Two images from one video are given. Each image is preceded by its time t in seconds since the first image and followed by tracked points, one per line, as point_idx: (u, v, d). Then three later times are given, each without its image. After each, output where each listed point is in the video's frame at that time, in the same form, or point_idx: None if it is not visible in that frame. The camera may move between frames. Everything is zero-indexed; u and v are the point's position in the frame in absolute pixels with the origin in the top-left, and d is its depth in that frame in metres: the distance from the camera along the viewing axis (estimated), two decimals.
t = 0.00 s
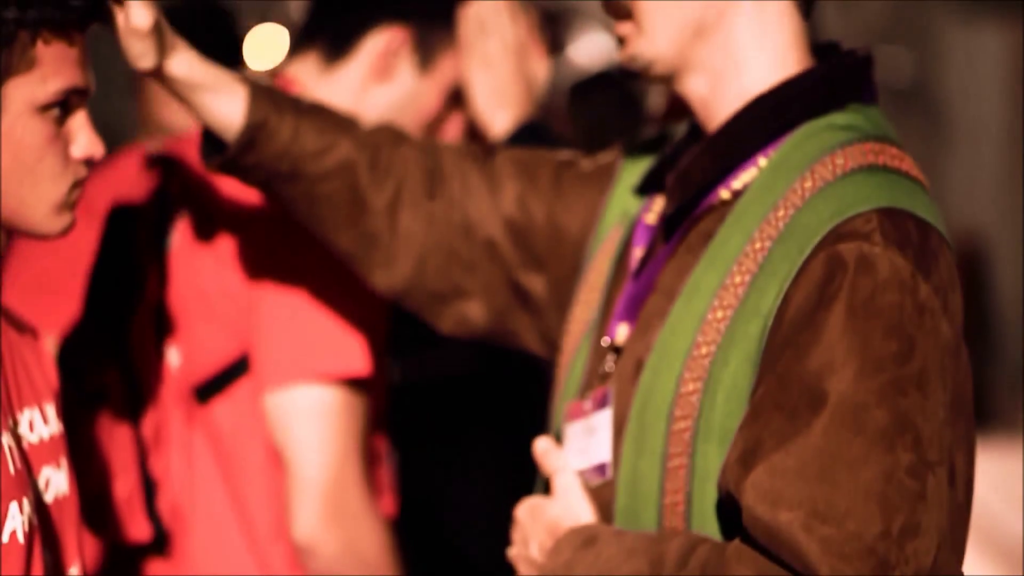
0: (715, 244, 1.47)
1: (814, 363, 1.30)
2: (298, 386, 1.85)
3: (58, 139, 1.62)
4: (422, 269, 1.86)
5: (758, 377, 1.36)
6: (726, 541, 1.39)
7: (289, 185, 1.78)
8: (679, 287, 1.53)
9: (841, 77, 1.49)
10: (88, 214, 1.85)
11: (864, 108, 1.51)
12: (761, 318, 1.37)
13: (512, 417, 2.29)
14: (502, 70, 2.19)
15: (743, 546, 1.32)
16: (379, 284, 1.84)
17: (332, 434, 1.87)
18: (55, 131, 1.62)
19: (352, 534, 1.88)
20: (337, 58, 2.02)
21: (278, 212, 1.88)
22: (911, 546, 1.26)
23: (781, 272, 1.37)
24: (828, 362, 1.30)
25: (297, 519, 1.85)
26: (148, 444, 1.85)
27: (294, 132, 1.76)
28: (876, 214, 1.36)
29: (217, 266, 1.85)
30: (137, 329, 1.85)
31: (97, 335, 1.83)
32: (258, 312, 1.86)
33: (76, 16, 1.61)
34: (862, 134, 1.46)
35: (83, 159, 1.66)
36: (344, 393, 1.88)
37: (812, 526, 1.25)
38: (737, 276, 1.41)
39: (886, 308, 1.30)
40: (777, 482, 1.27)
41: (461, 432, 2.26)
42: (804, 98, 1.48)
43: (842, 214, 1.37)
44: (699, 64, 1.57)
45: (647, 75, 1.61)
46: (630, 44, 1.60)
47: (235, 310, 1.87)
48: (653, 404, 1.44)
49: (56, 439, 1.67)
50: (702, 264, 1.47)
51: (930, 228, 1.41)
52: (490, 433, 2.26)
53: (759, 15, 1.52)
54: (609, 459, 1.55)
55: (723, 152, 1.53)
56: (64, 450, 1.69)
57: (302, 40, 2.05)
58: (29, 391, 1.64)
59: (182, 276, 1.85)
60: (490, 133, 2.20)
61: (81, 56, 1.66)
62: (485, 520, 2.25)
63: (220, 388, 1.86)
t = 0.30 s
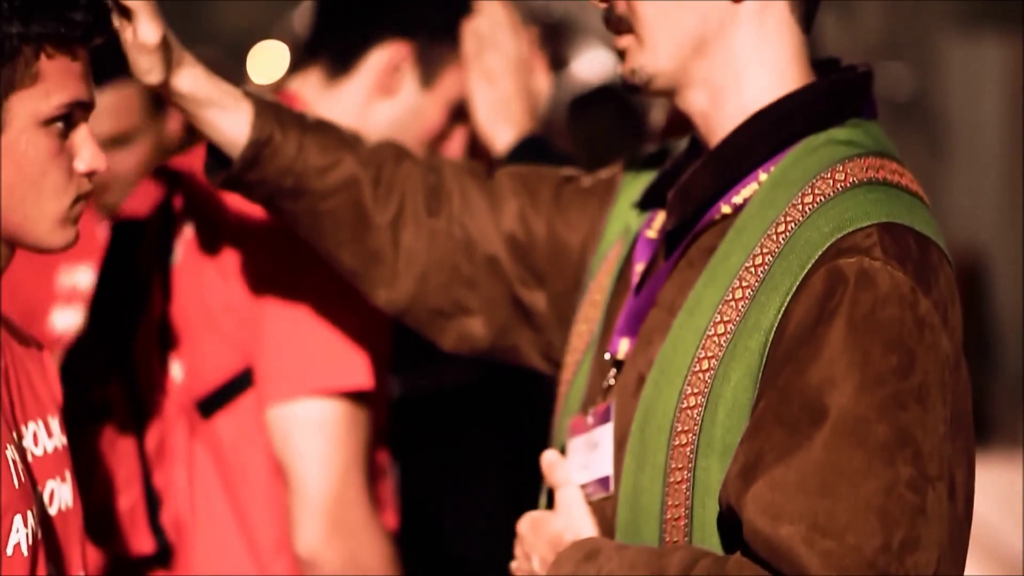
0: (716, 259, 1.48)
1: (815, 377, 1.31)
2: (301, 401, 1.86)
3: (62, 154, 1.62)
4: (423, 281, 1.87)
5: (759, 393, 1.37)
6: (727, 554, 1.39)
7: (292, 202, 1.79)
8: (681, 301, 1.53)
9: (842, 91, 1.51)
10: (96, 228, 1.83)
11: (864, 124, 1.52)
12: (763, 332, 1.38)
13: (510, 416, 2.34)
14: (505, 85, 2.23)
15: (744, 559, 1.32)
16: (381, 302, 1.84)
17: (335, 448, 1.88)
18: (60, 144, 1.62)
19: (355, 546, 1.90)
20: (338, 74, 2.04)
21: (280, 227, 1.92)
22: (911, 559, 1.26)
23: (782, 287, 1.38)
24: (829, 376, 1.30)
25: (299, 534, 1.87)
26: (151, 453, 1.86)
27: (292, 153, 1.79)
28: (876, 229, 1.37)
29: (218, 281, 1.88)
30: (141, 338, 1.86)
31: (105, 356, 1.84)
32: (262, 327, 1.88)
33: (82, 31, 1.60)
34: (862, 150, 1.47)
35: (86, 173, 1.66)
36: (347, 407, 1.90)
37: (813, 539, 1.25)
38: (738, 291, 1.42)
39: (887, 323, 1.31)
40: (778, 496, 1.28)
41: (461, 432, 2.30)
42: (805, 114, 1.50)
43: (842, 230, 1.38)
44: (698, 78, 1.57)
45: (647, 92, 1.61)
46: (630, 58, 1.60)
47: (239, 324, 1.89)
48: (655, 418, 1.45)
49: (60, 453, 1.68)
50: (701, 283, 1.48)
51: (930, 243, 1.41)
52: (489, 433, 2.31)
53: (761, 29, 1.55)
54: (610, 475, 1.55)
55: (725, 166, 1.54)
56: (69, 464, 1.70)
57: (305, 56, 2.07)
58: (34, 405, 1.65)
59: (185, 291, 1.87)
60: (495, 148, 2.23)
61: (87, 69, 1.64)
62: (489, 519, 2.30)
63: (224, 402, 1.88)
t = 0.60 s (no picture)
0: (714, 274, 1.48)
1: (814, 392, 1.31)
2: (303, 414, 1.88)
3: (65, 165, 1.63)
4: (427, 308, 1.87)
5: (758, 406, 1.37)
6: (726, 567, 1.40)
7: (307, 225, 1.77)
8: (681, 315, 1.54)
9: (841, 106, 1.53)
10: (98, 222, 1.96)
11: (862, 138, 1.53)
12: (763, 345, 1.38)
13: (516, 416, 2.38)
14: (506, 100, 2.25)
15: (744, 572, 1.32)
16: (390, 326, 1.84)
17: (339, 461, 1.89)
18: (61, 157, 1.63)
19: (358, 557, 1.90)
20: (340, 88, 2.05)
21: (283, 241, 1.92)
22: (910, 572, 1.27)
23: (780, 302, 1.39)
24: (828, 389, 1.31)
25: (302, 546, 1.88)
26: (153, 466, 1.94)
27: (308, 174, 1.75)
28: (874, 243, 1.38)
29: (222, 293, 1.89)
30: (144, 349, 1.93)
31: (107, 362, 1.93)
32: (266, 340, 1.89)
33: (79, 46, 1.65)
34: (862, 163, 1.48)
35: (89, 186, 1.67)
36: (350, 419, 1.91)
37: (811, 552, 1.26)
38: (737, 304, 1.43)
39: (885, 336, 1.32)
40: (777, 509, 1.28)
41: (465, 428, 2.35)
42: (805, 129, 1.51)
43: (840, 245, 1.39)
44: (698, 93, 1.59)
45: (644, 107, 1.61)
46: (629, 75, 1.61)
47: (243, 337, 1.90)
48: (655, 431, 1.46)
49: (62, 466, 1.70)
50: (697, 302, 1.48)
51: (928, 255, 1.42)
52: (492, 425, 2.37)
53: (761, 41, 1.57)
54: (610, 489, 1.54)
55: (724, 181, 1.54)
56: (71, 475, 1.72)
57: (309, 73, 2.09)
58: (36, 417, 1.66)
59: (189, 303, 1.89)
60: (495, 162, 2.26)
61: (86, 83, 1.68)
62: (494, 518, 2.33)
63: (227, 413, 1.91)
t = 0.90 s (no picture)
0: (712, 290, 1.48)
1: (812, 411, 1.33)
2: (306, 430, 1.88)
3: (66, 180, 1.63)
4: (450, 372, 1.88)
5: (757, 423, 1.38)
6: None
7: (356, 290, 1.79)
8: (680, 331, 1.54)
9: (841, 123, 1.53)
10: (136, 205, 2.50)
11: (859, 153, 1.54)
12: (762, 362, 1.38)
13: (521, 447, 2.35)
14: (508, 114, 2.28)
15: None
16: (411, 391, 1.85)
17: (342, 476, 1.89)
18: (64, 172, 1.63)
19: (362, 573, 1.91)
20: (344, 103, 2.07)
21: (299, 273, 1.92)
22: None
23: (778, 320, 1.39)
24: (827, 407, 1.32)
25: (307, 560, 1.89)
26: (156, 481, 1.98)
27: (348, 220, 1.76)
28: (871, 259, 1.38)
29: (226, 309, 1.92)
30: (148, 366, 2.00)
31: (108, 374, 1.99)
32: (269, 357, 1.89)
33: (82, 62, 1.65)
34: (860, 179, 1.48)
35: (91, 200, 1.67)
36: (353, 434, 1.91)
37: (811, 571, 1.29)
38: (736, 321, 1.43)
39: (883, 353, 1.33)
40: (776, 528, 1.30)
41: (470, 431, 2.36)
42: (804, 145, 1.52)
43: (836, 261, 1.39)
44: (698, 110, 1.59)
45: (643, 127, 1.61)
46: (628, 93, 1.61)
47: (248, 354, 1.92)
48: (654, 448, 1.45)
49: (64, 480, 1.69)
50: (696, 318, 1.47)
51: (926, 271, 1.42)
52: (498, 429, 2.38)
53: (760, 56, 1.58)
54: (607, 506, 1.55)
55: (724, 198, 1.54)
56: (74, 489, 1.72)
57: (310, 91, 2.10)
58: (38, 431, 1.67)
59: (195, 319, 1.93)
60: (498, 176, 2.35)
61: (89, 98, 1.68)
62: (494, 518, 2.34)
63: (234, 425, 1.94)
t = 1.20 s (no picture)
0: (709, 307, 1.47)
1: (807, 425, 1.33)
2: (309, 441, 1.89)
3: (69, 193, 1.64)
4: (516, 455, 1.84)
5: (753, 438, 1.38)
6: None
7: (431, 389, 1.79)
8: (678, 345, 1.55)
9: (837, 136, 1.53)
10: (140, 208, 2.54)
11: (855, 164, 1.54)
12: (756, 377, 1.38)
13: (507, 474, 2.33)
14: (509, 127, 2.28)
15: None
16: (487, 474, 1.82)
17: (344, 487, 1.90)
18: (66, 185, 1.63)
19: None
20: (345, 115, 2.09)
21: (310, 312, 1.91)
22: None
23: (774, 334, 1.39)
24: (823, 421, 1.32)
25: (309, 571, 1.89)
26: (159, 493, 1.99)
27: (421, 322, 1.78)
28: (865, 272, 1.38)
29: (229, 321, 1.93)
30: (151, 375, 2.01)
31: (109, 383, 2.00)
32: (272, 369, 1.90)
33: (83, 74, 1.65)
34: (855, 192, 1.48)
35: (94, 213, 1.67)
36: (355, 445, 1.91)
37: None
38: (732, 335, 1.43)
39: (880, 366, 1.33)
40: (773, 543, 1.31)
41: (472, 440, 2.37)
42: (799, 157, 1.51)
43: (834, 274, 1.39)
44: (696, 126, 1.58)
45: (643, 143, 1.61)
46: (627, 108, 1.61)
47: (252, 367, 1.93)
48: (652, 465, 1.45)
49: (65, 491, 1.70)
50: (694, 332, 1.48)
51: (923, 283, 1.42)
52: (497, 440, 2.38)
53: (756, 69, 1.56)
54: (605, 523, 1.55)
55: (723, 212, 1.54)
56: (76, 501, 1.72)
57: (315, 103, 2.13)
58: (39, 442, 1.67)
59: (198, 332, 1.94)
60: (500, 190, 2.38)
61: (90, 110, 1.69)
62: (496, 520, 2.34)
63: (237, 437, 1.95)
